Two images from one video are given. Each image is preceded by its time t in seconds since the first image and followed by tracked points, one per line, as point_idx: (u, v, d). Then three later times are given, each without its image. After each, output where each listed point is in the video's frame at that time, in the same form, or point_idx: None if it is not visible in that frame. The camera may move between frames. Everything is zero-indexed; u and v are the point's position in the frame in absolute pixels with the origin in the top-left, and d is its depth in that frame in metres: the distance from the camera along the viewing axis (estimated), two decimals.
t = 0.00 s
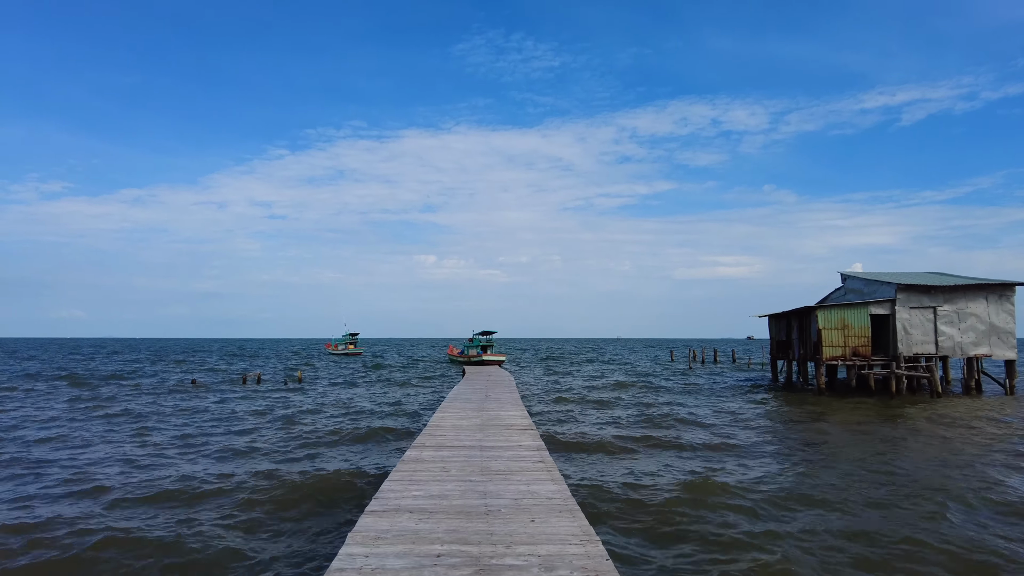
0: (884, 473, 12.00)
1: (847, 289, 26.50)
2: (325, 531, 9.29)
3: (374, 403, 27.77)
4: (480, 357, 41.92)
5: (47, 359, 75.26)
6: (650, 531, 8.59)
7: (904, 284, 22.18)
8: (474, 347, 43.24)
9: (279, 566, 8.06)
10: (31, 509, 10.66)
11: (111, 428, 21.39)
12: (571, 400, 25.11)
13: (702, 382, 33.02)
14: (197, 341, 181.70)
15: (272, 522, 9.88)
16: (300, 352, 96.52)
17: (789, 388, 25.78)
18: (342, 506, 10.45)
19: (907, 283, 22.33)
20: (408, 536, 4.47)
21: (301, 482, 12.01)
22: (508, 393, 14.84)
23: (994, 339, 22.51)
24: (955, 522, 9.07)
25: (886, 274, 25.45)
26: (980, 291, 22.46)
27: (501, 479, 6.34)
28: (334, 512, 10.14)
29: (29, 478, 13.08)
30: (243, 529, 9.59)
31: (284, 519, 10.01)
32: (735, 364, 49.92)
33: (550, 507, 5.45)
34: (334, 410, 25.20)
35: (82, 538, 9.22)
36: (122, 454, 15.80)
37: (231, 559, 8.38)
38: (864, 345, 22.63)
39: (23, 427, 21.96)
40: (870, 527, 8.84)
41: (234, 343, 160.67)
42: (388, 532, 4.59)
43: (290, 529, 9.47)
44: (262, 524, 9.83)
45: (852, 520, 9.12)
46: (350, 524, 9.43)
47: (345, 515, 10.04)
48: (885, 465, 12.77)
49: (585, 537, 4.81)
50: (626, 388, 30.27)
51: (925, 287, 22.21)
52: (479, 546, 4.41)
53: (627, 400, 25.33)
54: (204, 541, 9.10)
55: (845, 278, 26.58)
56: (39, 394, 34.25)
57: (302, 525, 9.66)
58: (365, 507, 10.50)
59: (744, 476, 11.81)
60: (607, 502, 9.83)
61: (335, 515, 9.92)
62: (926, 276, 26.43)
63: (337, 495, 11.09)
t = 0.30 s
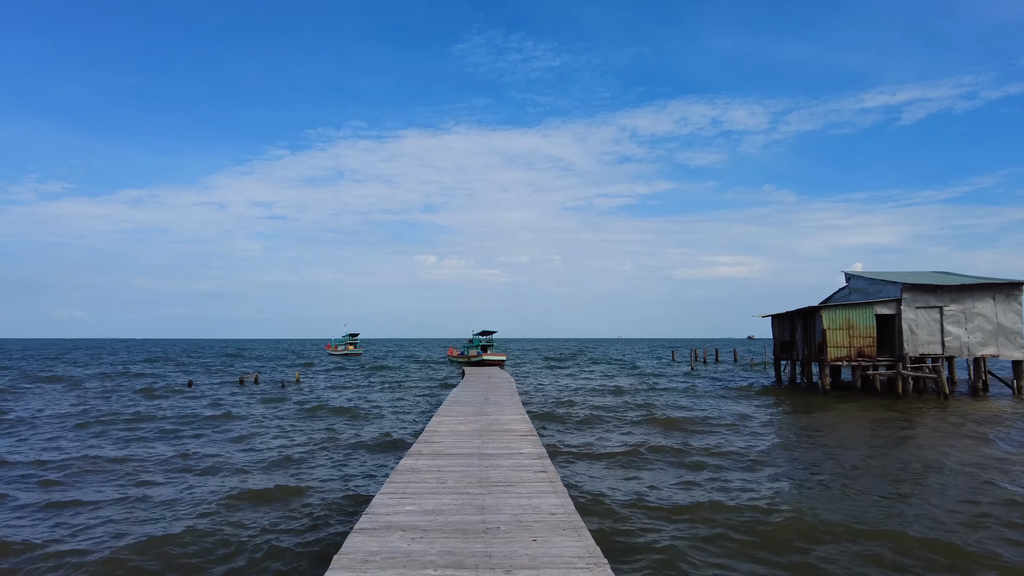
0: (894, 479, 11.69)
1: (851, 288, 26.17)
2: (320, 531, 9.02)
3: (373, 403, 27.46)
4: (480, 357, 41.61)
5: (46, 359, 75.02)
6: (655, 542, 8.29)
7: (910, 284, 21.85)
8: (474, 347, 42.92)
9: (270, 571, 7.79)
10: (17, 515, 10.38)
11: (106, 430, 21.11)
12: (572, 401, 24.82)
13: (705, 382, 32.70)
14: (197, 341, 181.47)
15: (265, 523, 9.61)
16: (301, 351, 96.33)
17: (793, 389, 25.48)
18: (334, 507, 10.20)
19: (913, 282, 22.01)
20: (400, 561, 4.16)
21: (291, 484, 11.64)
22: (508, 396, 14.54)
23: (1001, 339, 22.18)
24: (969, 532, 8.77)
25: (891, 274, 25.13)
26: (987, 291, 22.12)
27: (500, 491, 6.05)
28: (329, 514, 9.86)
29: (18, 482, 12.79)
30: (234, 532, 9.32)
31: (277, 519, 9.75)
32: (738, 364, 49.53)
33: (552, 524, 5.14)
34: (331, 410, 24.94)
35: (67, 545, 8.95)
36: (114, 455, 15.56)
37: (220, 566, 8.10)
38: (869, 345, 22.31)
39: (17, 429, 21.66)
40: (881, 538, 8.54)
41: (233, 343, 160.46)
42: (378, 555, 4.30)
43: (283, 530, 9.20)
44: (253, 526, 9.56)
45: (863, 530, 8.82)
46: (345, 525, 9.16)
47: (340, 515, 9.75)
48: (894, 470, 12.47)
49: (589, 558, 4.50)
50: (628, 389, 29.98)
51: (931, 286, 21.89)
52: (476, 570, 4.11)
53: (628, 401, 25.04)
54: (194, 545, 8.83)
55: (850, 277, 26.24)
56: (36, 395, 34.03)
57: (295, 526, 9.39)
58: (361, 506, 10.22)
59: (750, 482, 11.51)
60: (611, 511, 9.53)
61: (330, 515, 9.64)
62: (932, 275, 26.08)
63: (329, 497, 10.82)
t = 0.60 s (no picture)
0: (907, 482, 11.38)
1: (856, 286, 25.84)
2: (314, 538, 8.70)
3: (371, 403, 27.09)
4: (480, 357, 41.27)
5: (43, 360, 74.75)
6: (666, 550, 7.96)
7: (917, 282, 21.53)
8: (474, 347, 42.55)
9: None
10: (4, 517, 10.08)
11: (100, 429, 20.77)
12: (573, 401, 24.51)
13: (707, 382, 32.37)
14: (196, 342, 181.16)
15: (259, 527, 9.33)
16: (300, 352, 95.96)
17: (798, 389, 25.13)
18: (331, 510, 9.94)
19: (919, 280, 21.68)
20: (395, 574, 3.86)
21: (287, 489, 11.31)
22: (510, 396, 14.23)
23: (1010, 338, 21.87)
24: (989, 538, 8.47)
25: (896, 272, 24.81)
26: (995, 289, 21.81)
27: (503, 495, 5.74)
28: (324, 519, 9.55)
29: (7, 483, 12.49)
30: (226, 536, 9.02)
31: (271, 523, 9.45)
32: (740, 364, 49.14)
33: (559, 532, 4.83)
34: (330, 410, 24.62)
35: (54, 548, 8.66)
36: (108, 455, 15.28)
37: (212, 570, 7.81)
38: (875, 344, 22.00)
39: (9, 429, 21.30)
40: (898, 544, 8.25)
41: (232, 344, 160.19)
42: (371, 567, 4.01)
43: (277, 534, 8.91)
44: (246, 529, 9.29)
45: (879, 536, 8.52)
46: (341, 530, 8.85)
47: (336, 520, 9.45)
48: (906, 472, 12.17)
49: (601, 569, 4.19)
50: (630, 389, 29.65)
51: (937, 285, 21.58)
52: None
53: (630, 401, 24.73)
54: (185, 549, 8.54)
55: (855, 276, 25.91)
56: (32, 395, 33.71)
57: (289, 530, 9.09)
58: (359, 511, 9.92)
59: (759, 485, 11.20)
60: (617, 518, 9.21)
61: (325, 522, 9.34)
62: (938, 273, 25.74)
63: (326, 500, 10.56)
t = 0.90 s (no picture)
0: (918, 486, 11.10)
1: (860, 286, 25.57)
2: (308, 550, 8.50)
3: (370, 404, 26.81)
4: (480, 357, 41.02)
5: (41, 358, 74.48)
6: (671, 559, 7.71)
7: (923, 281, 21.25)
8: (474, 346, 42.29)
9: None
10: None
11: (95, 430, 20.52)
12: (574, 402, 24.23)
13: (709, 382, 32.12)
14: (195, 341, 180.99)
15: (252, 537, 9.11)
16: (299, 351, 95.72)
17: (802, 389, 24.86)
18: (327, 518, 9.70)
19: (925, 280, 21.40)
20: None
21: (282, 495, 11.07)
22: (510, 397, 13.95)
23: (1016, 338, 21.61)
24: (1006, 548, 8.21)
25: (901, 271, 24.53)
26: (1002, 288, 21.54)
27: (503, 507, 5.48)
28: (319, 528, 9.32)
29: None
30: (218, 546, 8.79)
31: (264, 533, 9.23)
32: (741, 364, 48.90)
33: (564, 549, 4.56)
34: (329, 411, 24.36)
35: (42, 561, 8.42)
36: (102, 457, 15.00)
37: None
38: (879, 345, 21.72)
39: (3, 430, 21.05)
40: (911, 554, 8.00)
41: (232, 342, 159.94)
42: None
43: (271, 546, 8.69)
44: (239, 539, 9.07)
45: (891, 546, 8.27)
46: (336, 541, 8.63)
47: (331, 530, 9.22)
48: (916, 476, 11.91)
49: None
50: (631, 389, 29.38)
51: (944, 284, 21.30)
52: None
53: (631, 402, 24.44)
54: (176, 560, 8.30)
55: (859, 275, 25.63)
56: (28, 394, 33.47)
57: (283, 541, 8.87)
58: (355, 520, 9.70)
59: (765, 491, 10.94)
60: (620, 525, 8.96)
61: (319, 532, 9.10)
62: (943, 272, 25.45)
63: (322, 507, 10.32)
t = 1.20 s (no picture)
0: (927, 484, 10.83)
1: (865, 283, 25.27)
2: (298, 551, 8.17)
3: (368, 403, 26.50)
4: (479, 356, 40.71)
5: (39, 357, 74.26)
6: (677, 563, 7.40)
7: (929, 278, 20.95)
8: (474, 346, 41.98)
9: None
10: None
11: (88, 429, 20.21)
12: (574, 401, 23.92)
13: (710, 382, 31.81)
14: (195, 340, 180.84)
15: (241, 537, 8.78)
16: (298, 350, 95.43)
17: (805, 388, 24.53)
18: (319, 520, 9.39)
19: (931, 277, 21.09)
20: None
21: (274, 495, 10.76)
22: (509, 396, 13.65)
23: None
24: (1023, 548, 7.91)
25: (906, 268, 24.23)
26: (1009, 285, 21.24)
27: (502, 514, 5.17)
28: (311, 529, 9.01)
29: None
30: (207, 547, 8.49)
31: (254, 534, 8.92)
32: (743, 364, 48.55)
33: (568, 562, 4.26)
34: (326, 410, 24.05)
35: (24, 561, 8.13)
36: (93, 454, 14.73)
37: None
38: (884, 343, 21.41)
39: None
40: (926, 555, 7.69)
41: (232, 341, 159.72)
42: None
43: (261, 547, 8.37)
44: (228, 540, 8.75)
45: (904, 546, 7.97)
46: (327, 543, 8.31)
47: (322, 532, 8.89)
48: (927, 476, 11.59)
49: None
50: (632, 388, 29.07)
51: (950, 281, 21.00)
52: None
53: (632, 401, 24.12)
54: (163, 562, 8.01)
55: (863, 272, 25.33)
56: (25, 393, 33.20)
57: (273, 543, 8.54)
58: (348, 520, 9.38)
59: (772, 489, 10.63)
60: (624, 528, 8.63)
61: (311, 533, 8.79)
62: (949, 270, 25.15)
63: (315, 508, 10.00)
